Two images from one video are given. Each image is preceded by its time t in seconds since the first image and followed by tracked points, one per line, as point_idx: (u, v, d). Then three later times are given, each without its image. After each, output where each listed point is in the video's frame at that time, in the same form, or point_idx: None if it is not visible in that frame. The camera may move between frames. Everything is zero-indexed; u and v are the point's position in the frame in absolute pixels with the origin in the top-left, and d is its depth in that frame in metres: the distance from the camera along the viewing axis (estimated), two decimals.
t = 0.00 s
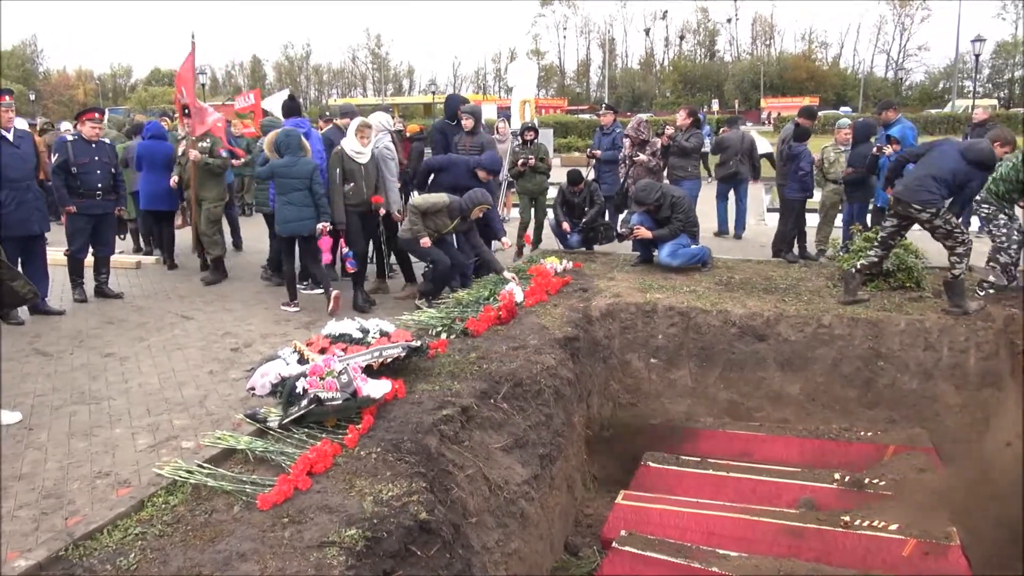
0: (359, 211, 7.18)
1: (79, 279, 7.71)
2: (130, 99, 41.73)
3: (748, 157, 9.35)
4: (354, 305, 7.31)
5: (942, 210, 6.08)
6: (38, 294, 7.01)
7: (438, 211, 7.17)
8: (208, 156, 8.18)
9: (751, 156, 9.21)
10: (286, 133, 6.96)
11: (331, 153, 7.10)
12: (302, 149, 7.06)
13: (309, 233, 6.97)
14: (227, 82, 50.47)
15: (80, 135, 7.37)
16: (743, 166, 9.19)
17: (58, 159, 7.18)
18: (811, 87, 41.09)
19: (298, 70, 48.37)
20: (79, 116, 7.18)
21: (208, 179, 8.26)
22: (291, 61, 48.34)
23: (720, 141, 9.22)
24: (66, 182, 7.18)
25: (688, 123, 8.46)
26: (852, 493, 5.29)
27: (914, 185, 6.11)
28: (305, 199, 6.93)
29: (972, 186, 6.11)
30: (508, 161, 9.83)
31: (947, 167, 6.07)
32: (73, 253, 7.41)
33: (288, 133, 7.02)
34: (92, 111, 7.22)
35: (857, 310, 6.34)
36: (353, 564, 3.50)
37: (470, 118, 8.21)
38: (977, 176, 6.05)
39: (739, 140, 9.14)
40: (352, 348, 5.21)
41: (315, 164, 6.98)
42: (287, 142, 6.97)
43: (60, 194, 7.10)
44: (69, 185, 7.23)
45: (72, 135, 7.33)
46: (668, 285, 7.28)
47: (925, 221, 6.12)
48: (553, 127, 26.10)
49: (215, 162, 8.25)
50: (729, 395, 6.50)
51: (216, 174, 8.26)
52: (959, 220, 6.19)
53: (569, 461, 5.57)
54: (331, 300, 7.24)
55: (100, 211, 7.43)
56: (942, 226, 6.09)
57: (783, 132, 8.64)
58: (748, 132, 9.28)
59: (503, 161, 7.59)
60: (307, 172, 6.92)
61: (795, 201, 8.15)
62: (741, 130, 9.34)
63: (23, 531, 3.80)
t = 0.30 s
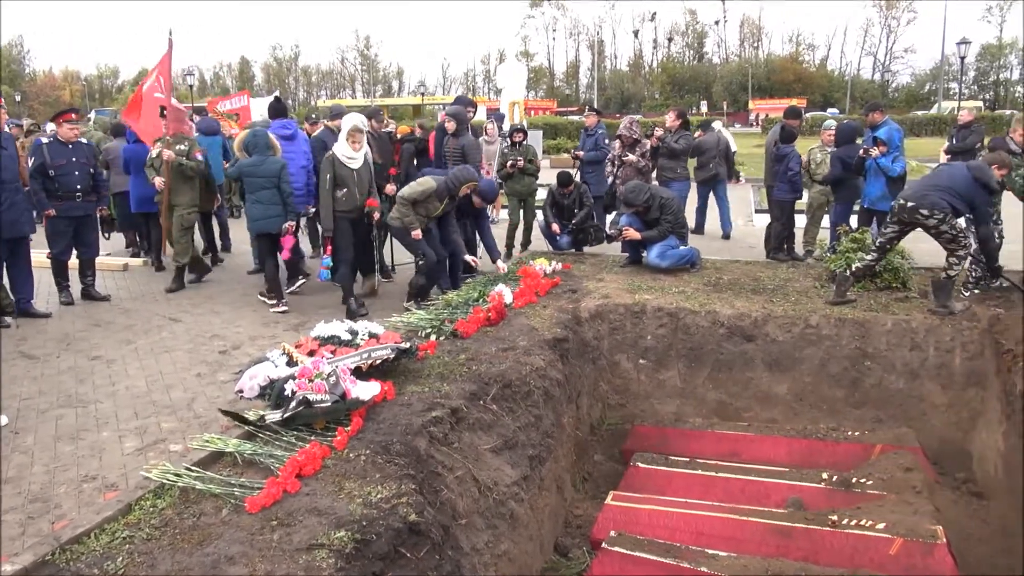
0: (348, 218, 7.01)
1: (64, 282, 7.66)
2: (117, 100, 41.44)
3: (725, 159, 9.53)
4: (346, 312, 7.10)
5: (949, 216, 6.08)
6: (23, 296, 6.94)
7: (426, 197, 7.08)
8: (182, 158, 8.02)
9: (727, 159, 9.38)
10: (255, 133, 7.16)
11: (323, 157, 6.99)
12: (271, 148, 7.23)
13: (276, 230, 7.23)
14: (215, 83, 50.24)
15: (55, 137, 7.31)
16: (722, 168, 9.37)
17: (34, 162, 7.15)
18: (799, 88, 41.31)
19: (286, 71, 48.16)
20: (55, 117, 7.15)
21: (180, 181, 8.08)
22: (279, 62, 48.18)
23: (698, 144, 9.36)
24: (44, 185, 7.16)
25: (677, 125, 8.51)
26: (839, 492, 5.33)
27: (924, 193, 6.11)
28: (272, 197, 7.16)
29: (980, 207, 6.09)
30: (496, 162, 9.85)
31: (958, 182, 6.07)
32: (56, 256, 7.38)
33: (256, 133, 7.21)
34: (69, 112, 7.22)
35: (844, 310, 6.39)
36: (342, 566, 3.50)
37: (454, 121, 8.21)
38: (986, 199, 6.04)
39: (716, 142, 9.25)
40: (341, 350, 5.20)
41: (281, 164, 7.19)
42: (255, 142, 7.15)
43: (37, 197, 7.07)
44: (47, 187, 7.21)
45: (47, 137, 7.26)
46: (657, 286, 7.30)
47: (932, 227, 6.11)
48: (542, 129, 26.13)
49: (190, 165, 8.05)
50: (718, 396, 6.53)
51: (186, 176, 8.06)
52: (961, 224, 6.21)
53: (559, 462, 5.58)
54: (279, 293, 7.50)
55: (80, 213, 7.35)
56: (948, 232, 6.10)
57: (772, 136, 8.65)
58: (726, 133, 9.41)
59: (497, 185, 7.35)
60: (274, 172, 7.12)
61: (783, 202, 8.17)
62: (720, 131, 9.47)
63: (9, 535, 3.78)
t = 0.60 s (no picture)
0: (338, 222, 6.97)
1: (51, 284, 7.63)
2: (106, 102, 41.21)
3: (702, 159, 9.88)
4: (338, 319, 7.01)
5: (934, 220, 6.12)
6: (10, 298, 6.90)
7: (415, 184, 6.95)
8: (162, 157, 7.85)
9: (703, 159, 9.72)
10: (230, 135, 7.40)
11: (315, 160, 6.96)
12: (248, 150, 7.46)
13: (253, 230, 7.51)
14: (205, 85, 50.04)
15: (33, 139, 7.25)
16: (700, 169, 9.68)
17: (14, 165, 7.08)
18: (790, 90, 41.51)
19: (277, 73, 47.97)
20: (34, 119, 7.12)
21: (160, 181, 7.94)
22: (270, 64, 48.02)
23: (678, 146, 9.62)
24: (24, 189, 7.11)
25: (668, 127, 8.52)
26: (830, 492, 5.35)
27: (909, 199, 6.16)
28: (246, 199, 7.41)
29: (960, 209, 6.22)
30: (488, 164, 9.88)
31: (941, 188, 6.14)
32: (41, 258, 7.36)
33: (233, 135, 7.43)
34: (48, 114, 7.19)
35: (834, 311, 6.43)
36: (334, 569, 3.50)
37: (436, 124, 8.14)
38: (966, 202, 6.17)
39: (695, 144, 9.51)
40: (332, 352, 5.20)
41: (256, 166, 7.40)
42: (232, 145, 7.38)
43: (20, 202, 6.96)
44: (28, 190, 7.17)
45: (25, 139, 7.21)
46: (648, 288, 7.32)
47: (916, 231, 6.14)
48: (534, 131, 26.15)
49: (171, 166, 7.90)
50: (709, 397, 6.56)
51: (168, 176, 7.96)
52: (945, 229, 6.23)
53: (551, 464, 5.59)
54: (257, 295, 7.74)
55: (62, 215, 7.31)
56: (933, 235, 6.11)
57: (761, 139, 8.70)
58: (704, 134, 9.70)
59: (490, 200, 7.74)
60: (248, 173, 7.35)
61: (775, 203, 8.17)
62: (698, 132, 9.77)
63: None
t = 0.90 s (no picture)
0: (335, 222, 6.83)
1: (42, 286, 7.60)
2: (96, 103, 40.99)
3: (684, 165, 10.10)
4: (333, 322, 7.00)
5: (907, 216, 6.19)
6: None
7: (409, 178, 7.11)
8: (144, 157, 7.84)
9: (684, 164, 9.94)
10: (207, 135, 7.46)
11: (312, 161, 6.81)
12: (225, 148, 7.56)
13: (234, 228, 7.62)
14: (197, 87, 49.87)
15: (17, 141, 7.15)
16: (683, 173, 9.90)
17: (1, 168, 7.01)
18: (781, 92, 41.74)
19: (269, 74, 47.81)
20: (19, 121, 7.02)
21: (143, 182, 7.94)
22: (262, 66, 47.87)
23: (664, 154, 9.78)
24: (12, 192, 7.07)
25: (661, 128, 8.51)
26: (822, 493, 5.37)
27: (884, 193, 6.25)
28: (225, 197, 7.50)
29: (939, 194, 6.20)
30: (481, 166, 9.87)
31: (914, 176, 6.16)
32: (30, 260, 7.34)
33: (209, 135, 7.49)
34: (33, 116, 7.08)
35: (825, 313, 6.47)
36: (326, 571, 3.49)
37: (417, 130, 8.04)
38: (945, 188, 6.14)
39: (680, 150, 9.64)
40: (325, 355, 5.20)
41: (233, 165, 7.49)
42: (209, 143, 7.47)
43: (7, 205, 6.98)
44: (16, 193, 7.12)
45: (9, 141, 7.12)
46: (641, 289, 7.34)
47: (889, 226, 6.24)
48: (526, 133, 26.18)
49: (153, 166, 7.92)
50: (701, 399, 6.57)
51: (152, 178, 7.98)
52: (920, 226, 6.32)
53: (544, 466, 5.58)
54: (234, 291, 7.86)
55: (50, 217, 7.28)
56: (905, 231, 6.23)
57: (753, 140, 8.69)
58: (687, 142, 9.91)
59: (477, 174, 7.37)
60: (225, 172, 7.44)
61: (768, 205, 8.18)
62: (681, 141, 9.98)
63: None
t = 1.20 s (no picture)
0: (339, 228, 6.65)
1: (32, 288, 7.56)
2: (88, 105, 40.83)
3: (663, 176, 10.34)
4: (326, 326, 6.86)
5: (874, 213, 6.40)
6: None
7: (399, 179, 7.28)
8: (123, 158, 7.64)
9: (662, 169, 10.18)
10: (186, 136, 7.67)
11: (321, 166, 6.58)
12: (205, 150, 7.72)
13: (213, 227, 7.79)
14: (190, 88, 49.75)
15: (6, 142, 7.09)
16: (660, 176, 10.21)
17: None
18: (775, 95, 41.94)
19: (262, 76, 47.69)
20: (7, 123, 6.97)
21: (121, 184, 7.76)
22: (255, 67, 47.77)
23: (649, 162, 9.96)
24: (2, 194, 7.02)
25: (654, 131, 8.51)
26: (814, 494, 5.38)
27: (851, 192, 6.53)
28: (201, 197, 7.65)
29: (889, 181, 6.28)
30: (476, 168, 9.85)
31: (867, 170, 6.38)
32: (20, 262, 7.30)
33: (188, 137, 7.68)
34: (21, 118, 7.01)
35: (818, 315, 6.52)
36: (319, 574, 3.49)
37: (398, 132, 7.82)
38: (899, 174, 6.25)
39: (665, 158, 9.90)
40: (318, 357, 5.21)
41: (210, 166, 7.65)
42: (187, 145, 7.66)
43: None
44: (5, 195, 7.08)
45: None
46: (634, 291, 7.35)
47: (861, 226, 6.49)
48: (519, 135, 26.21)
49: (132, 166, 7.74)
50: (694, 400, 6.58)
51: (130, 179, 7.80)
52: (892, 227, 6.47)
53: (537, 468, 5.58)
54: (216, 286, 8.14)
55: (40, 219, 7.25)
56: (875, 232, 6.41)
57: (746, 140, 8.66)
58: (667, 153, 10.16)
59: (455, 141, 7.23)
60: (202, 173, 7.62)
61: (761, 207, 8.20)
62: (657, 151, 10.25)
63: None
